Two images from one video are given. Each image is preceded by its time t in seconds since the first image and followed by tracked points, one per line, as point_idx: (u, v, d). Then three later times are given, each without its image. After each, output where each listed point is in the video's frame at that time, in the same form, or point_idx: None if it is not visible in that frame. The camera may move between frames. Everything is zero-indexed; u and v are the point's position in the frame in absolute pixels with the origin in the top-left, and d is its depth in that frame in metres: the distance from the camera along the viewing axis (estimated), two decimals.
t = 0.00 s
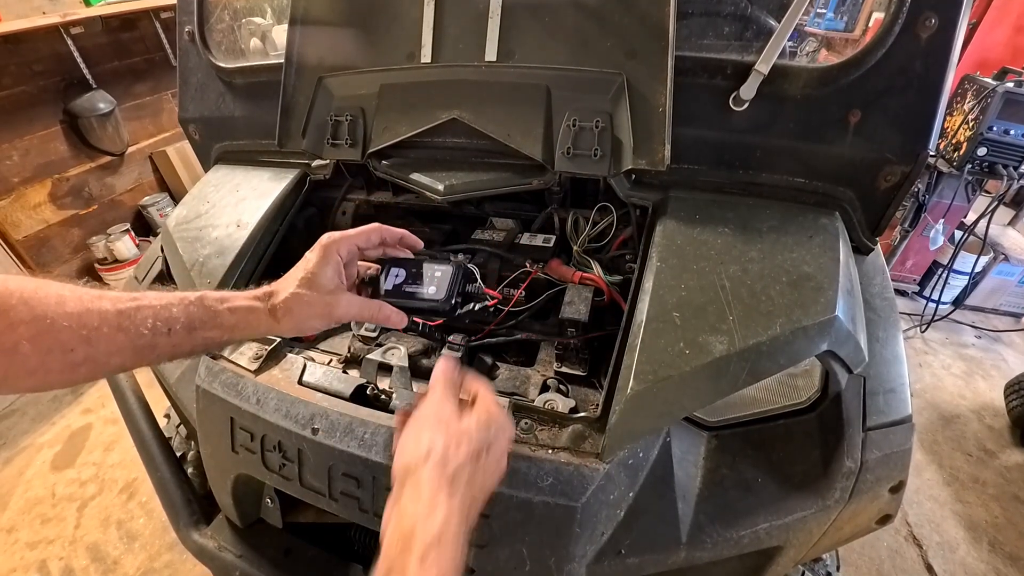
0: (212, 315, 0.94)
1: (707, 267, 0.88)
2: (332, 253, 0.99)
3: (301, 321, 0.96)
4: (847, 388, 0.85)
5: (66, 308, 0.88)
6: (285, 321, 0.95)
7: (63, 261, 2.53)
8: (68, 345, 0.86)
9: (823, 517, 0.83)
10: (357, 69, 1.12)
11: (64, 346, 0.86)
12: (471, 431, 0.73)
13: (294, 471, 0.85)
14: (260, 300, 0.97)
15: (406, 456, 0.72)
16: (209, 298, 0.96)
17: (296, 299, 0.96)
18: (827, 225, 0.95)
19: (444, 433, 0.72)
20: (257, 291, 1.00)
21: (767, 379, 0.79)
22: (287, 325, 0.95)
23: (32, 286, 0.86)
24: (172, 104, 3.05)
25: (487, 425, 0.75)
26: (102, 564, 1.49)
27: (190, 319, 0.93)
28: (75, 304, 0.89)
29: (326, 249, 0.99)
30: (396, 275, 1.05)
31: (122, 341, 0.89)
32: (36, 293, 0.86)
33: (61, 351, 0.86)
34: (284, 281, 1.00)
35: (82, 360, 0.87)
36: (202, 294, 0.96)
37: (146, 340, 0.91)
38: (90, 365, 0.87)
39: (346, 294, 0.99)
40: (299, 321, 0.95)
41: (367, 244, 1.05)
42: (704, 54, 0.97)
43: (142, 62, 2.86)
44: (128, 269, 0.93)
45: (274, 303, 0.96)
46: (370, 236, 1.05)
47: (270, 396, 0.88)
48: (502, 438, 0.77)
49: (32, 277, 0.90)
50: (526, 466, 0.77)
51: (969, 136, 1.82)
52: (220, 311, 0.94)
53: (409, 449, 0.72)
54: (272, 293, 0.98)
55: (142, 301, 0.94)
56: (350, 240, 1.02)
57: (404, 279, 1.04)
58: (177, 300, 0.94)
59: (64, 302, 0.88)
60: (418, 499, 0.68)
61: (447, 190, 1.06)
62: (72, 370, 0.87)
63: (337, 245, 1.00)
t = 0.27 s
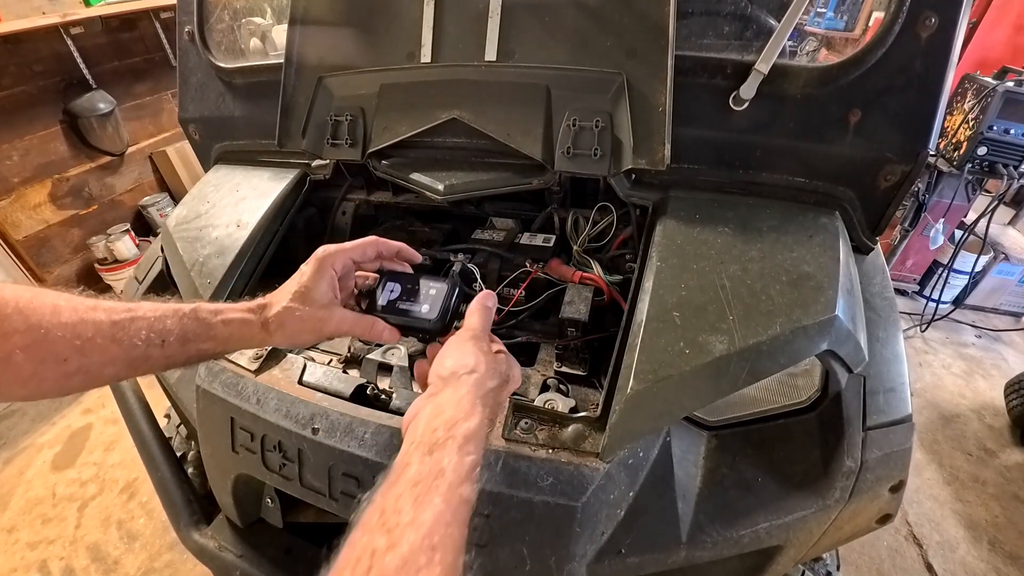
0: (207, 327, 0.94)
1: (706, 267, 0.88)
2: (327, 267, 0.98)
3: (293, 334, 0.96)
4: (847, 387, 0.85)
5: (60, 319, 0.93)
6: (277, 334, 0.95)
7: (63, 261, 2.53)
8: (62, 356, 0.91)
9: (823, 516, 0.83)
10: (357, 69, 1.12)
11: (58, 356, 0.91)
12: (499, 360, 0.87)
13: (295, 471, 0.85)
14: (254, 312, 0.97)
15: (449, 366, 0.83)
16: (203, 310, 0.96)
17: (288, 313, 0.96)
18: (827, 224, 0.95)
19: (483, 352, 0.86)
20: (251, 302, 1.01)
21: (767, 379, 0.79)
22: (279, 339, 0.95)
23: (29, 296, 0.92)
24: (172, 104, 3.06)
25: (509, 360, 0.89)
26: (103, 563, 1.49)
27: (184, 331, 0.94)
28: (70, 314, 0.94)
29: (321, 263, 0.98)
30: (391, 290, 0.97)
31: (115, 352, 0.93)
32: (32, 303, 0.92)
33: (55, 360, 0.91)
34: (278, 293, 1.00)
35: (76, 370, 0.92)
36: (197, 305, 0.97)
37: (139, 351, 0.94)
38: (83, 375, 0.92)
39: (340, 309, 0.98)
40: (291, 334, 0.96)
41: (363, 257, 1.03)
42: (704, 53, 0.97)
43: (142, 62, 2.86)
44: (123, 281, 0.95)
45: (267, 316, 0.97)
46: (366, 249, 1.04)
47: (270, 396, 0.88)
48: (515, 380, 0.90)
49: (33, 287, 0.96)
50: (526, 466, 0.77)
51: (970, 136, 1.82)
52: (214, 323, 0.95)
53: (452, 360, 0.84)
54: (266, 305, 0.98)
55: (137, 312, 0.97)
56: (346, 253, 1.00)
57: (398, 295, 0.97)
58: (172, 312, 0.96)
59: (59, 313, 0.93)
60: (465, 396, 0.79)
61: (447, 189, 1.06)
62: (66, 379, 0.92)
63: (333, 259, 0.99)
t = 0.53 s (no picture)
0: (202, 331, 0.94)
1: (706, 267, 0.88)
2: (324, 275, 0.98)
3: (284, 337, 0.94)
4: (847, 386, 0.85)
5: (56, 322, 0.92)
6: (267, 335, 0.93)
7: (63, 261, 2.53)
8: (57, 358, 0.90)
9: (823, 516, 0.83)
10: (357, 69, 1.12)
11: (53, 359, 0.90)
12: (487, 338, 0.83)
13: (295, 471, 0.85)
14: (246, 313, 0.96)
15: (431, 343, 0.79)
16: (196, 312, 0.95)
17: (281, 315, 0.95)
18: (827, 224, 0.95)
19: (468, 329, 0.81)
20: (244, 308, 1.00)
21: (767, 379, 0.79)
22: (268, 341, 0.93)
23: (25, 301, 0.92)
24: (172, 104, 3.06)
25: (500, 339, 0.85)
26: (103, 564, 1.49)
27: (176, 332, 0.93)
28: (65, 317, 0.93)
29: (318, 271, 0.98)
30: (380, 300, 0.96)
31: (109, 355, 0.92)
32: (27, 307, 0.92)
33: (51, 363, 0.90)
34: (273, 298, 0.99)
35: (70, 374, 0.90)
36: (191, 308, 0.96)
37: (133, 354, 0.93)
38: (76, 379, 0.91)
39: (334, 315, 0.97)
40: (282, 336, 0.94)
41: (360, 272, 1.02)
42: (704, 53, 0.97)
43: (142, 62, 2.86)
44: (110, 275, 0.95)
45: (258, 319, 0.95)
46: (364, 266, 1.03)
47: (270, 396, 0.88)
48: (510, 359, 0.86)
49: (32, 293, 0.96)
50: (527, 466, 0.77)
51: (970, 135, 1.82)
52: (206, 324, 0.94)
53: (435, 337, 0.79)
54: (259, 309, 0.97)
55: (132, 316, 0.97)
56: (344, 264, 1.00)
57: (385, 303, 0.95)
58: (166, 314, 0.95)
59: (53, 316, 0.93)
60: (449, 375, 0.75)
61: (447, 189, 1.06)
62: (60, 383, 0.90)
63: (330, 268, 0.99)
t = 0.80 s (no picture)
0: (200, 335, 0.95)
1: (706, 267, 0.88)
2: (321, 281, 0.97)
3: (282, 339, 0.94)
4: (847, 386, 0.85)
5: (58, 326, 0.93)
6: (264, 339, 0.94)
7: (63, 261, 2.53)
8: (57, 362, 0.91)
9: (823, 516, 0.83)
10: (357, 69, 1.12)
11: (53, 363, 0.91)
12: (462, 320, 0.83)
13: (296, 471, 0.85)
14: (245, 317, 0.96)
15: (403, 326, 0.80)
16: (196, 315, 0.97)
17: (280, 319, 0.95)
18: (827, 224, 0.95)
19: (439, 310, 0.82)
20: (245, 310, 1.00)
21: (767, 379, 0.79)
22: (265, 345, 0.94)
23: (28, 306, 0.93)
24: (172, 104, 3.06)
25: (478, 319, 0.84)
26: (104, 563, 1.49)
27: (175, 336, 0.94)
28: (66, 322, 0.94)
29: (317, 275, 0.97)
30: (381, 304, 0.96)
31: (108, 358, 0.93)
32: (30, 312, 0.93)
33: (51, 368, 0.91)
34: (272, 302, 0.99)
35: (69, 377, 0.91)
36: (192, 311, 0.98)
37: (132, 358, 0.94)
38: (75, 383, 0.91)
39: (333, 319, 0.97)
40: (279, 341, 0.94)
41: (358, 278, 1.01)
42: (703, 53, 0.97)
43: (141, 62, 2.86)
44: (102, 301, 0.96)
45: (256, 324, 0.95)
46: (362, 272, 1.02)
47: (270, 396, 0.89)
48: (492, 339, 0.85)
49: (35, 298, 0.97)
50: (527, 465, 0.78)
51: (970, 135, 1.82)
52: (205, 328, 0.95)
53: (406, 321, 0.80)
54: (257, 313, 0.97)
55: (133, 320, 0.97)
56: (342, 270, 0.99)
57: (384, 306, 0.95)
58: (165, 318, 0.96)
59: (54, 320, 0.94)
60: (416, 359, 0.75)
61: (448, 189, 1.06)
62: (59, 388, 0.91)
63: (329, 274, 0.98)
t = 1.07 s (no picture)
0: (252, 256, 0.97)
1: (710, 271, 0.87)
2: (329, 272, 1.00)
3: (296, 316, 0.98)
4: (853, 392, 0.83)
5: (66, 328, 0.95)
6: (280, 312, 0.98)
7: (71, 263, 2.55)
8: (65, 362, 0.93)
9: (829, 523, 0.83)
10: (363, 74, 1.13)
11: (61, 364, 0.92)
12: (473, 340, 0.85)
13: (299, 473, 0.85)
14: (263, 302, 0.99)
15: (425, 339, 0.80)
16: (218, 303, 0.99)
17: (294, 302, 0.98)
18: (832, 229, 0.94)
19: (459, 331, 0.82)
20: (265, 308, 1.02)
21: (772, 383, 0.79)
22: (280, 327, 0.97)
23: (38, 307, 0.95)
24: (180, 108, 3.08)
25: (486, 341, 0.87)
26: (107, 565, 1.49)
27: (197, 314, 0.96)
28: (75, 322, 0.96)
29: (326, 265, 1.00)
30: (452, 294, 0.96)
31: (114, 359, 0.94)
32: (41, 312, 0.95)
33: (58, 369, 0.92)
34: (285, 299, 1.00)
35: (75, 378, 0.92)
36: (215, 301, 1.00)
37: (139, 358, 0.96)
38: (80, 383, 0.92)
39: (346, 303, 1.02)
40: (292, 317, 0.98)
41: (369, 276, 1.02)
42: (708, 58, 0.97)
43: (150, 67, 2.89)
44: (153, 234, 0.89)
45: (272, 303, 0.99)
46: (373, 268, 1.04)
47: (273, 398, 0.89)
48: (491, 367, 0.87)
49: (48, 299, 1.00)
50: (530, 470, 0.77)
51: (976, 140, 1.81)
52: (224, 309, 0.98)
53: (428, 335, 0.80)
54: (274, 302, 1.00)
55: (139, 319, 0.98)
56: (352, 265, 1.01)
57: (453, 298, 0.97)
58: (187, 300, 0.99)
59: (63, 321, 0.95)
60: (436, 367, 0.76)
61: (451, 193, 1.06)
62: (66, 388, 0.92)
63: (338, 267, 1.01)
